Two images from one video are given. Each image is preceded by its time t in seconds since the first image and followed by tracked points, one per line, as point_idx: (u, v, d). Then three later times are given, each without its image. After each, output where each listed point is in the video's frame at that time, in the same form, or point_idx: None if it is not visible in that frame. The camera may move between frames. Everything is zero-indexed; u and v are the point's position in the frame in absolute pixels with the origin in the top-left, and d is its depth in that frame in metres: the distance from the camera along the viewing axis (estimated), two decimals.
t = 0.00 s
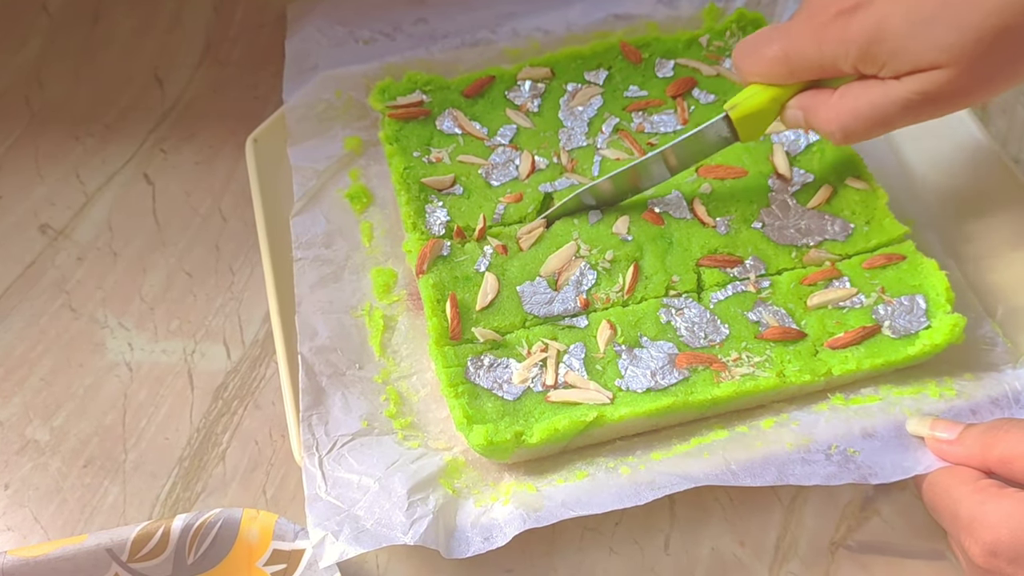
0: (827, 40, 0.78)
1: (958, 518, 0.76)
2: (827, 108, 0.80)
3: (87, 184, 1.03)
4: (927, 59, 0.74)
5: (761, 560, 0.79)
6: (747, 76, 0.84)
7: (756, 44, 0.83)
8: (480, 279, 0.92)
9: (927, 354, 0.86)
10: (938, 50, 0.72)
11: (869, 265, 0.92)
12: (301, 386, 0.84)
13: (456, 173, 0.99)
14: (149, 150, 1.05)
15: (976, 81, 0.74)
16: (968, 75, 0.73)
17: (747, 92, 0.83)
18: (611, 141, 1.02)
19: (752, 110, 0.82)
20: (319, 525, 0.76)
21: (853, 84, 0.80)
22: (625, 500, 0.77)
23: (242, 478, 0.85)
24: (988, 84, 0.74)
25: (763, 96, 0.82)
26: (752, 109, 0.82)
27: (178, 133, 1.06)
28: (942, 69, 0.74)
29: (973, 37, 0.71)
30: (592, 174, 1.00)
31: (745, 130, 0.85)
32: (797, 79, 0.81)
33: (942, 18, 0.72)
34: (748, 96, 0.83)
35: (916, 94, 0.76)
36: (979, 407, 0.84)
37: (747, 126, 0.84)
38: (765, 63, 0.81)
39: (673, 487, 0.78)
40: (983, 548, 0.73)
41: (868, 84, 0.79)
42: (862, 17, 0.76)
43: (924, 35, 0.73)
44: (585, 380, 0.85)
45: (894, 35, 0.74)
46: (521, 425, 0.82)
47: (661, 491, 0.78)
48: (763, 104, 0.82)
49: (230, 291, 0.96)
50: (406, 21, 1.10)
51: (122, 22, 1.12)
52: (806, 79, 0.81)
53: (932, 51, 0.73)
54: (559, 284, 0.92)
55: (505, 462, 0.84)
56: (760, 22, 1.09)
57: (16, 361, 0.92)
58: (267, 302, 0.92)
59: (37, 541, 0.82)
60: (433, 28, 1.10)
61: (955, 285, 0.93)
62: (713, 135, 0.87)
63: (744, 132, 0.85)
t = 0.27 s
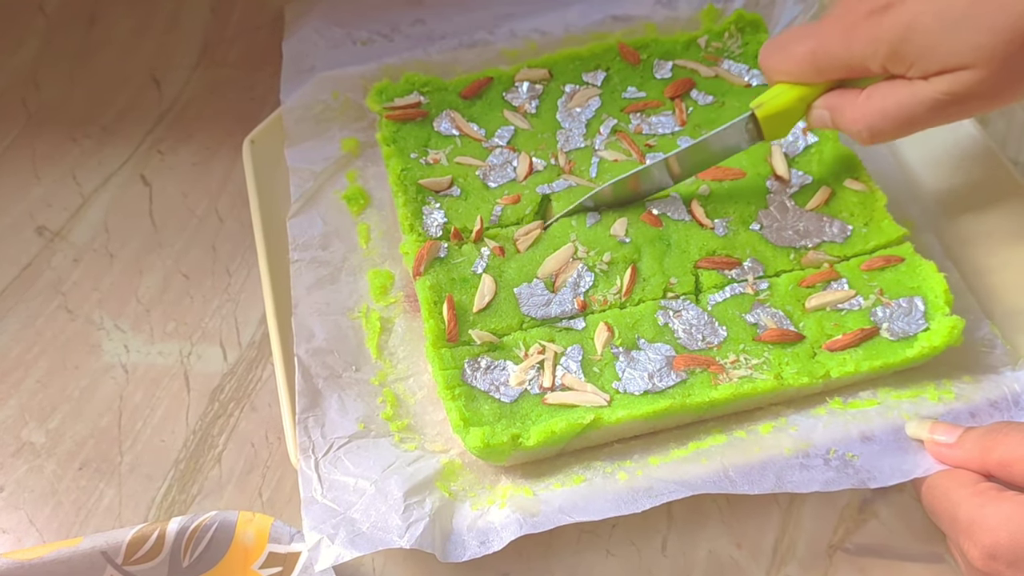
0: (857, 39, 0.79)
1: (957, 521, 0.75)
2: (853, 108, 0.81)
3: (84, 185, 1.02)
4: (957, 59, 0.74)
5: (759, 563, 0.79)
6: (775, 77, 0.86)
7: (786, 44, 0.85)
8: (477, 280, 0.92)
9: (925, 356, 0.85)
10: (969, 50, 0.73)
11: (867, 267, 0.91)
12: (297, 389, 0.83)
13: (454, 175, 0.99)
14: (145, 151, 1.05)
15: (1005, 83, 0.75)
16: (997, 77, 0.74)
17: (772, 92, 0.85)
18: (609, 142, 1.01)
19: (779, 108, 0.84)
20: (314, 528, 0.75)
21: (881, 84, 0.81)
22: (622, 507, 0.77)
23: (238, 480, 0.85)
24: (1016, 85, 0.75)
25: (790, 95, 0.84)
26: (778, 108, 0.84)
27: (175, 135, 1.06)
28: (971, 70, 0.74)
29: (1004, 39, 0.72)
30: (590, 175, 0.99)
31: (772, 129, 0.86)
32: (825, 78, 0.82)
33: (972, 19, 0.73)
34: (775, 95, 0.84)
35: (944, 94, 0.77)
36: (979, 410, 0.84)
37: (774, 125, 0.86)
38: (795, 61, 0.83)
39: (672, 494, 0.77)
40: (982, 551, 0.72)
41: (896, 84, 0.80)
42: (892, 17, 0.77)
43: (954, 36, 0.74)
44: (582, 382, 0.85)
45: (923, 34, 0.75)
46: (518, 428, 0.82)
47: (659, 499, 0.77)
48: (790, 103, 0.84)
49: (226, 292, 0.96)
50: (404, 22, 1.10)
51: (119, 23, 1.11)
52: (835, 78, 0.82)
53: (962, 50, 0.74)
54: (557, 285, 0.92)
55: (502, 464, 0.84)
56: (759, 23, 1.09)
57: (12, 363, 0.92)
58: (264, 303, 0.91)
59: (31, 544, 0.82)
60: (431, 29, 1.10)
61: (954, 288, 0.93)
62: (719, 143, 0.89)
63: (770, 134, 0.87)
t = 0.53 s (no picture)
0: (880, 35, 0.84)
1: (960, 522, 0.75)
2: (876, 106, 0.85)
3: (81, 185, 1.02)
4: (978, 55, 0.78)
5: (757, 563, 0.79)
6: (800, 76, 0.91)
7: (812, 43, 0.90)
8: (474, 280, 0.91)
9: (924, 355, 0.85)
10: (989, 44, 0.77)
11: (865, 267, 0.91)
12: (295, 388, 0.83)
13: (451, 174, 0.99)
14: (143, 151, 1.04)
15: None
16: (1016, 72, 0.78)
17: (797, 90, 0.88)
18: (607, 141, 1.01)
19: (801, 108, 0.87)
20: (311, 527, 0.75)
21: (903, 81, 0.85)
22: (621, 517, 0.77)
23: (235, 480, 0.84)
24: None
25: (813, 92, 0.87)
26: (802, 105, 0.87)
27: (172, 134, 1.06)
28: (991, 65, 0.78)
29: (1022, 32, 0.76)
30: (588, 174, 0.99)
31: (795, 125, 0.89)
32: (849, 75, 0.87)
33: (993, 15, 0.77)
34: (800, 92, 0.88)
35: (965, 90, 0.80)
36: (978, 411, 0.84)
37: (799, 122, 0.88)
38: (820, 60, 0.88)
39: (670, 507, 0.77)
40: (986, 553, 0.72)
41: (919, 81, 0.84)
42: (915, 13, 0.82)
43: (976, 32, 0.78)
44: (579, 382, 0.85)
45: (946, 31, 0.80)
46: (515, 427, 0.82)
47: (657, 511, 0.77)
48: (815, 100, 0.87)
49: (223, 292, 0.95)
50: (402, 21, 1.10)
51: (117, 23, 1.11)
52: (857, 75, 0.87)
53: (983, 45, 0.78)
54: (554, 285, 0.91)
55: (499, 464, 0.83)
56: (757, 22, 1.09)
57: (9, 362, 0.92)
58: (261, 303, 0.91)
59: (28, 543, 0.82)
60: (429, 28, 1.10)
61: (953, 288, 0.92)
62: (725, 151, 0.92)
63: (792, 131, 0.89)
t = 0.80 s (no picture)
0: (886, 34, 0.84)
1: (960, 521, 0.75)
2: (885, 103, 0.85)
3: (79, 182, 1.02)
4: (986, 53, 0.78)
5: (756, 562, 0.79)
6: (805, 73, 0.91)
7: (818, 40, 0.90)
8: (473, 278, 0.91)
9: (924, 354, 0.85)
10: (996, 43, 0.77)
11: (865, 265, 0.91)
12: (293, 386, 0.83)
13: (450, 172, 0.99)
14: (141, 149, 1.04)
15: None
16: None
17: (804, 88, 0.88)
18: (606, 139, 1.01)
19: (808, 106, 0.87)
20: (310, 525, 0.75)
21: (911, 79, 0.85)
22: (619, 512, 0.77)
23: (233, 478, 0.84)
24: None
25: (820, 91, 0.87)
26: (809, 104, 0.87)
27: (171, 132, 1.05)
28: (999, 64, 0.78)
29: None
30: (587, 172, 0.99)
31: (802, 125, 0.89)
32: (855, 74, 0.87)
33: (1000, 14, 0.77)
34: (806, 91, 0.88)
35: (974, 88, 0.80)
36: (978, 409, 0.84)
37: (805, 121, 0.89)
38: (826, 58, 0.88)
39: (669, 500, 0.77)
40: (987, 552, 0.72)
41: (925, 80, 0.83)
42: (922, 11, 0.82)
43: (983, 31, 0.78)
44: (579, 380, 0.84)
45: (953, 31, 0.80)
46: (514, 425, 0.82)
47: (656, 505, 0.77)
48: (821, 99, 0.87)
49: (222, 290, 0.95)
50: (401, 19, 1.10)
51: (115, 20, 1.11)
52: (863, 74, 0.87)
53: (990, 45, 0.78)
54: (554, 283, 0.91)
55: (498, 462, 0.83)
56: (757, 20, 1.08)
57: (7, 360, 0.91)
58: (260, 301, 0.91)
59: (26, 541, 0.81)
60: (428, 26, 1.10)
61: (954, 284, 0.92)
62: (725, 152, 0.93)
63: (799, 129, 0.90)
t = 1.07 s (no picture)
0: (903, 27, 0.84)
1: (958, 519, 0.75)
2: (901, 97, 0.86)
3: (78, 181, 1.02)
4: (1003, 45, 0.78)
5: (755, 560, 0.79)
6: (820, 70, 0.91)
7: (834, 34, 0.90)
8: (472, 276, 0.91)
9: (923, 352, 0.85)
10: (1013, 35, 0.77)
11: (864, 263, 0.91)
12: (291, 384, 0.83)
13: (449, 170, 0.99)
14: (140, 147, 1.04)
15: None
16: None
17: (819, 82, 0.89)
18: (605, 137, 1.01)
19: (824, 100, 0.88)
20: (307, 523, 0.75)
21: (929, 72, 0.85)
22: (618, 509, 0.76)
23: (232, 476, 0.84)
24: None
25: (836, 85, 0.88)
26: (825, 97, 0.88)
27: (169, 130, 1.05)
28: (1016, 56, 0.78)
29: None
30: (586, 171, 0.99)
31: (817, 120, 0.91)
32: (872, 67, 0.87)
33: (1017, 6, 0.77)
34: (821, 85, 0.89)
35: (990, 80, 0.80)
36: (977, 407, 0.83)
37: (820, 114, 0.90)
38: (842, 52, 0.88)
39: (668, 497, 0.77)
40: (985, 550, 0.72)
41: (942, 72, 0.84)
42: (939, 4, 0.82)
43: (999, 22, 0.78)
44: (577, 378, 0.84)
45: (970, 23, 0.80)
46: (512, 424, 0.82)
47: (654, 501, 0.77)
48: (836, 92, 0.88)
49: (221, 288, 0.95)
50: (400, 18, 1.09)
51: (114, 19, 1.11)
52: (880, 66, 0.87)
53: (1008, 37, 0.78)
54: (552, 281, 0.91)
55: (496, 460, 0.83)
56: (756, 18, 1.08)
57: (5, 358, 0.91)
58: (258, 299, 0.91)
59: (24, 539, 0.81)
60: (427, 24, 1.10)
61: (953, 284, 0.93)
62: (725, 153, 0.94)
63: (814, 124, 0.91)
